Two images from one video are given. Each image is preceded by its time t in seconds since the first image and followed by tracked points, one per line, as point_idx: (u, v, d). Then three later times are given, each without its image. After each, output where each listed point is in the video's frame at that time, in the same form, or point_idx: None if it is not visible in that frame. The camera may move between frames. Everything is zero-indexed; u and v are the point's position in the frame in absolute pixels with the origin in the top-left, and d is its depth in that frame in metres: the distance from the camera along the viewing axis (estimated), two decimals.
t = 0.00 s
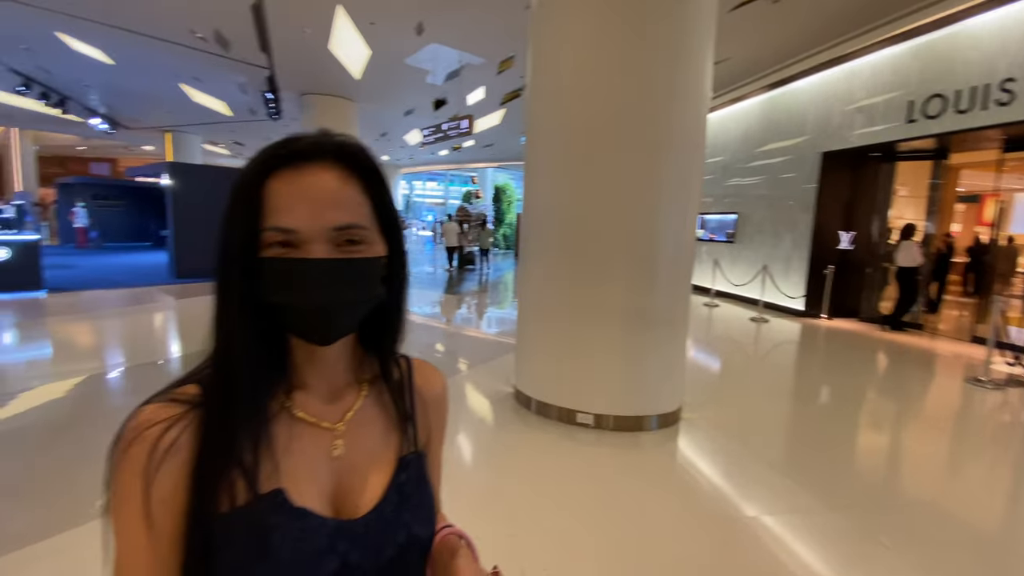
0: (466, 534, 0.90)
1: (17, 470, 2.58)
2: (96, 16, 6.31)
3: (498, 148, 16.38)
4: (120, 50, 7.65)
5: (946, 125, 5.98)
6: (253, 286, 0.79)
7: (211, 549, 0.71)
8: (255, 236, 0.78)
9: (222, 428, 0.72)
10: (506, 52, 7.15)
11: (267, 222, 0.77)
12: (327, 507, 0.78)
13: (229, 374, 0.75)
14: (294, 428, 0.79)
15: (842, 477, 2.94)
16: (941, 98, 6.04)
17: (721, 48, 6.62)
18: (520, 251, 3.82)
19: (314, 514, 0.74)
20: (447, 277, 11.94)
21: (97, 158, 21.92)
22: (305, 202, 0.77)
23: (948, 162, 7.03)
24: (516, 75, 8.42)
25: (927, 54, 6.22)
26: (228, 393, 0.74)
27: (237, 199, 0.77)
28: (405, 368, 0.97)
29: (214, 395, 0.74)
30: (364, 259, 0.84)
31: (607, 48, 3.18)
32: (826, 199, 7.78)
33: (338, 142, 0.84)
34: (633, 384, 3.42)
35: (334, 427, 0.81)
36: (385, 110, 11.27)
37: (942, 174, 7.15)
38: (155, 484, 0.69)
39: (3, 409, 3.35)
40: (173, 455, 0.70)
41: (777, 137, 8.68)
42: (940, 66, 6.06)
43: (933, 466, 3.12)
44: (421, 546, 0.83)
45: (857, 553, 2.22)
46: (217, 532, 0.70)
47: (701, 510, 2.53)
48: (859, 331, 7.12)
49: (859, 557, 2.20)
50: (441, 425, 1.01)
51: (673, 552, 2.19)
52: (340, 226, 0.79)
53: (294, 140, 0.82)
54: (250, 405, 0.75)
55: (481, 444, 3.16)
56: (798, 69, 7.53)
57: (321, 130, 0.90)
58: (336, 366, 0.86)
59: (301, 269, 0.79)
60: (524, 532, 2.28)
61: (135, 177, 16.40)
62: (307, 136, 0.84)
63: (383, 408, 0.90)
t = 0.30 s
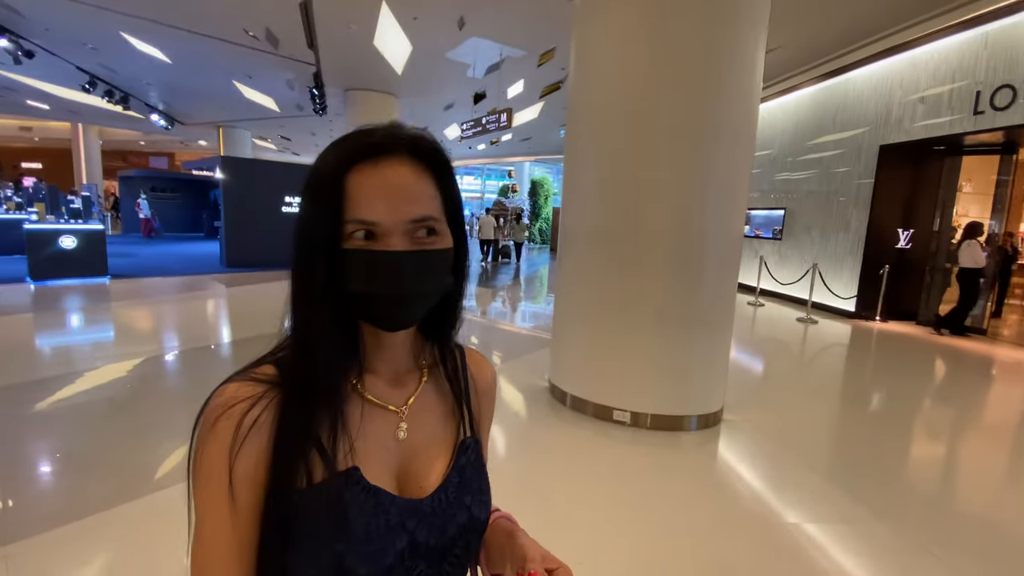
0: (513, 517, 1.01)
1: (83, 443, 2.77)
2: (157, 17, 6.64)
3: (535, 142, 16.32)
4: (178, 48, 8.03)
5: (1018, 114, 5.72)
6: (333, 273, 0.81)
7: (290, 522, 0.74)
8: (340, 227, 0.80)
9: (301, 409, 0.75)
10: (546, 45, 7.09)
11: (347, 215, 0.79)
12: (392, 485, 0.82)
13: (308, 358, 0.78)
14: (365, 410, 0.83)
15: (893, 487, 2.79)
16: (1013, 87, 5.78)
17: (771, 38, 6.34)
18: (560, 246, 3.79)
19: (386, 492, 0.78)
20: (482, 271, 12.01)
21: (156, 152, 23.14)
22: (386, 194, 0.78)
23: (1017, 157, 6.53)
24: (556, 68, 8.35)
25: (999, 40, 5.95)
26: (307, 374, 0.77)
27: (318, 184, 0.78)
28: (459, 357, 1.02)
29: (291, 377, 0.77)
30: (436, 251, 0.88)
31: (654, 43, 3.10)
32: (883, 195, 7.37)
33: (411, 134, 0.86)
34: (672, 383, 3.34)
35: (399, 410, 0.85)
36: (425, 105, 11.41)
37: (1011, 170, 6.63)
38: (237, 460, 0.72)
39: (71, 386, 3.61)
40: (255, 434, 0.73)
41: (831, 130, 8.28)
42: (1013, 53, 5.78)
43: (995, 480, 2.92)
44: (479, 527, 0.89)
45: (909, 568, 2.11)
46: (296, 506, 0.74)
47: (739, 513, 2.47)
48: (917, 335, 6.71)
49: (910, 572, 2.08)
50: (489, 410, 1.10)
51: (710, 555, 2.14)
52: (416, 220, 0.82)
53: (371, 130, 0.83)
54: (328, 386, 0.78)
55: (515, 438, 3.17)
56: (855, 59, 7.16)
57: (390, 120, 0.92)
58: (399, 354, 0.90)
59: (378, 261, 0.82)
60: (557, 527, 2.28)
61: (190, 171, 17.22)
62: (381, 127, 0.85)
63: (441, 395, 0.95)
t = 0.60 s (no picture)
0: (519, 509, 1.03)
1: (107, 432, 2.84)
2: (178, 15, 6.74)
3: (550, 138, 16.24)
4: (198, 46, 8.15)
5: None
6: (361, 272, 0.79)
7: (310, 520, 0.75)
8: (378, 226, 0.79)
9: (325, 405, 0.76)
10: (562, 41, 7.05)
11: (390, 211, 0.79)
12: (409, 480, 0.84)
13: (332, 356, 0.78)
14: (385, 406, 0.84)
15: (912, 492, 2.73)
16: None
17: (792, 32, 6.21)
18: (572, 244, 3.76)
19: (405, 488, 0.79)
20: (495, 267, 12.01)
21: (177, 148, 23.56)
22: (423, 192, 0.79)
23: None
24: (571, 64, 8.29)
25: None
26: (330, 371, 0.77)
27: (347, 178, 0.77)
28: (471, 351, 1.05)
29: (314, 374, 0.77)
30: (464, 248, 0.89)
31: (674, 41, 3.06)
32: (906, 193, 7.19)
33: (438, 132, 0.87)
34: (686, 383, 3.31)
35: (415, 406, 0.87)
36: (440, 101, 11.42)
37: None
38: (258, 457, 0.72)
39: (95, 376, 3.70)
40: (277, 431, 0.74)
41: (854, 125, 8.10)
42: None
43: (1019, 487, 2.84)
44: (491, 520, 0.91)
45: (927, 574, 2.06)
46: (318, 503, 0.74)
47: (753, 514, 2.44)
48: (940, 337, 6.55)
49: None
50: (499, 404, 1.12)
51: (722, 556, 2.12)
52: (451, 216, 0.83)
53: (400, 126, 0.83)
54: (351, 384, 0.79)
55: (527, 435, 3.16)
56: (880, 53, 6.99)
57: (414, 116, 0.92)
58: (416, 351, 0.91)
59: (415, 256, 0.83)
60: (568, 525, 2.27)
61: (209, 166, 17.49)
62: (408, 123, 0.85)
63: (455, 390, 0.97)
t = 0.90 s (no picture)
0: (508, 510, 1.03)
1: (114, 426, 2.86)
2: (186, 12, 6.76)
3: (556, 137, 16.20)
4: (205, 43, 8.17)
5: None
6: (359, 266, 0.78)
7: (300, 519, 0.74)
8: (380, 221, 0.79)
9: (320, 404, 0.75)
10: (568, 39, 7.01)
11: (395, 205, 0.79)
12: (402, 481, 0.83)
13: (327, 353, 0.77)
14: (380, 404, 0.83)
15: (920, 495, 2.70)
16: None
17: (802, 30, 6.15)
18: (577, 242, 3.75)
19: (397, 489, 0.79)
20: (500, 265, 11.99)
21: (185, 145, 23.70)
22: (428, 187, 0.79)
23: None
24: (578, 62, 8.26)
25: None
26: (326, 368, 0.76)
27: (347, 171, 0.76)
28: (467, 351, 1.04)
29: (308, 371, 0.76)
30: (468, 244, 0.89)
31: (682, 39, 3.03)
32: (915, 192, 7.13)
33: (443, 127, 0.87)
34: (691, 382, 3.29)
35: (410, 406, 0.86)
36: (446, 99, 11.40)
37: None
38: (249, 455, 0.71)
39: (103, 371, 3.73)
40: (269, 428, 0.73)
41: (863, 124, 8.02)
42: None
43: None
44: (483, 521, 0.91)
45: None
46: (310, 502, 0.74)
47: (756, 516, 2.42)
48: (949, 339, 6.48)
49: None
50: (494, 404, 1.11)
51: (726, 558, 2.10)
52: (456, 212, 0.83)
53: (405, 119, 0.82)
54: (346, 381, 0.78)
55: (530, 434, 3.15)
56: (891, 51, 6.90)
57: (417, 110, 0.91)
58: (412, 349, 0.91)
59: (419, 251, 0.82)
60: (571, 525, 2.26)
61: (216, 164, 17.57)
62: (410, 117, 0.84)
63: (451, 389, 0.97)
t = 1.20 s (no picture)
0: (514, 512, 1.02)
1: (121, 422, 2.87)
2: (194, 11, 6.80)
3: (561, 136, 16.16)
4: (213, 42, 8.21)
5: None
6: (354, 263, 0.78)
7: (299, 519, 0.73)
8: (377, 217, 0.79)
9: (320, 404, 0.74)
10: (574, 38, 6.98)
11: (390, 202, 0.78)
12: (403, 483, 0.82)
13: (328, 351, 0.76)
14: (382, 404, 0.82)
15: (929, 498, 2.66)
16: None
17: (810, 29, 6.09)
18: (584, 241, 3.74)
19: (398, 491, 0.78)
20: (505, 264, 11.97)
21: (192, 144, 23.82)
22: (427, 185, 0.77)
23: None
24: (584, 61, 8.23)
25: None
26: (327, 368, 0.76)
27: (350, 168, 0.76)
28: (473, 352, 1.03)
29: (310, 370, 0.76)
30: (471, 244, 0.87)
31: (690, 39, 3.01)
32: (924, 193, 7.07)
33: (448, 122, 0.85)
34: (697, 383, 3.26)
35: (413, 407, 0.85)
36: (452, 98, 11.40)
37: None
38: (250, 453, 0.70)
39: (111, 367, 3.76)
40: (270, 427, 0.72)
41: (871, 125, 7.95)
42: None
43: None
44: (485, 526, 0.90)
45: None
46: (310, 501, 0.73)
47: (761, 517, 2.40)
48: (957, 341, 6.41)
49: None
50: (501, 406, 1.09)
51: (731, 559, 2.08)
52: (454, 212, 0.81)
53: (408, 115, 0.81)
54: (346, 381, 0.77)
55: (534, 433, 3.14)
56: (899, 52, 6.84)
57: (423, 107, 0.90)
58: (415, 351, 0.90)
59: (415, 251, 0.81)
60: (576, 525, 2.25)
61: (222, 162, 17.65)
62: (417, 114, 0.83)
63: (456, 391, 0.96)
